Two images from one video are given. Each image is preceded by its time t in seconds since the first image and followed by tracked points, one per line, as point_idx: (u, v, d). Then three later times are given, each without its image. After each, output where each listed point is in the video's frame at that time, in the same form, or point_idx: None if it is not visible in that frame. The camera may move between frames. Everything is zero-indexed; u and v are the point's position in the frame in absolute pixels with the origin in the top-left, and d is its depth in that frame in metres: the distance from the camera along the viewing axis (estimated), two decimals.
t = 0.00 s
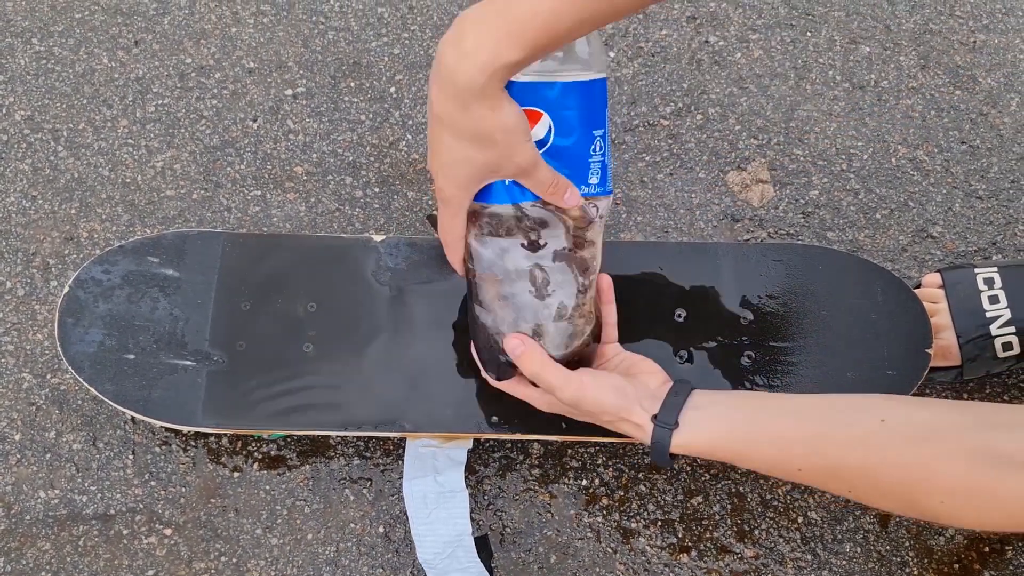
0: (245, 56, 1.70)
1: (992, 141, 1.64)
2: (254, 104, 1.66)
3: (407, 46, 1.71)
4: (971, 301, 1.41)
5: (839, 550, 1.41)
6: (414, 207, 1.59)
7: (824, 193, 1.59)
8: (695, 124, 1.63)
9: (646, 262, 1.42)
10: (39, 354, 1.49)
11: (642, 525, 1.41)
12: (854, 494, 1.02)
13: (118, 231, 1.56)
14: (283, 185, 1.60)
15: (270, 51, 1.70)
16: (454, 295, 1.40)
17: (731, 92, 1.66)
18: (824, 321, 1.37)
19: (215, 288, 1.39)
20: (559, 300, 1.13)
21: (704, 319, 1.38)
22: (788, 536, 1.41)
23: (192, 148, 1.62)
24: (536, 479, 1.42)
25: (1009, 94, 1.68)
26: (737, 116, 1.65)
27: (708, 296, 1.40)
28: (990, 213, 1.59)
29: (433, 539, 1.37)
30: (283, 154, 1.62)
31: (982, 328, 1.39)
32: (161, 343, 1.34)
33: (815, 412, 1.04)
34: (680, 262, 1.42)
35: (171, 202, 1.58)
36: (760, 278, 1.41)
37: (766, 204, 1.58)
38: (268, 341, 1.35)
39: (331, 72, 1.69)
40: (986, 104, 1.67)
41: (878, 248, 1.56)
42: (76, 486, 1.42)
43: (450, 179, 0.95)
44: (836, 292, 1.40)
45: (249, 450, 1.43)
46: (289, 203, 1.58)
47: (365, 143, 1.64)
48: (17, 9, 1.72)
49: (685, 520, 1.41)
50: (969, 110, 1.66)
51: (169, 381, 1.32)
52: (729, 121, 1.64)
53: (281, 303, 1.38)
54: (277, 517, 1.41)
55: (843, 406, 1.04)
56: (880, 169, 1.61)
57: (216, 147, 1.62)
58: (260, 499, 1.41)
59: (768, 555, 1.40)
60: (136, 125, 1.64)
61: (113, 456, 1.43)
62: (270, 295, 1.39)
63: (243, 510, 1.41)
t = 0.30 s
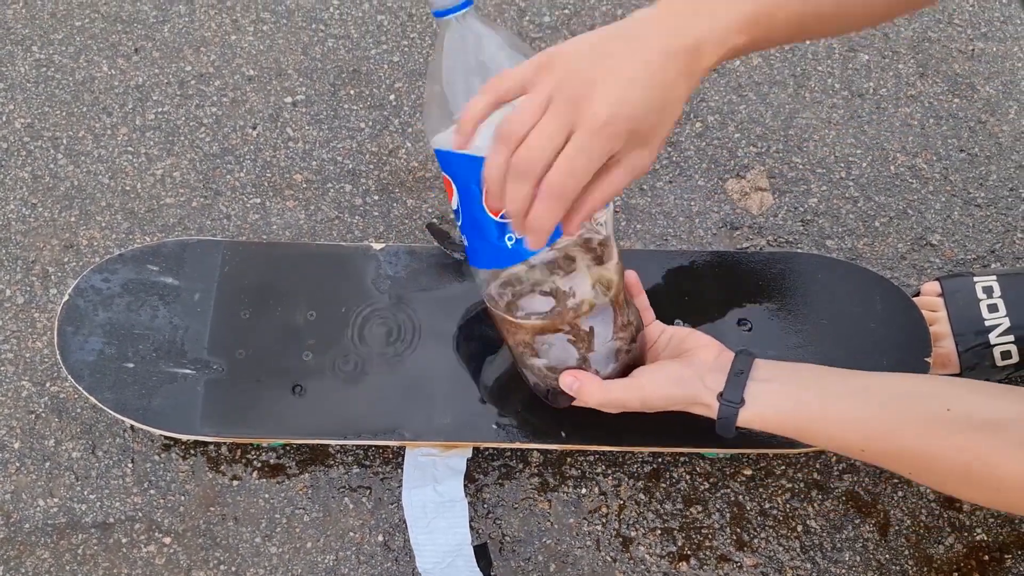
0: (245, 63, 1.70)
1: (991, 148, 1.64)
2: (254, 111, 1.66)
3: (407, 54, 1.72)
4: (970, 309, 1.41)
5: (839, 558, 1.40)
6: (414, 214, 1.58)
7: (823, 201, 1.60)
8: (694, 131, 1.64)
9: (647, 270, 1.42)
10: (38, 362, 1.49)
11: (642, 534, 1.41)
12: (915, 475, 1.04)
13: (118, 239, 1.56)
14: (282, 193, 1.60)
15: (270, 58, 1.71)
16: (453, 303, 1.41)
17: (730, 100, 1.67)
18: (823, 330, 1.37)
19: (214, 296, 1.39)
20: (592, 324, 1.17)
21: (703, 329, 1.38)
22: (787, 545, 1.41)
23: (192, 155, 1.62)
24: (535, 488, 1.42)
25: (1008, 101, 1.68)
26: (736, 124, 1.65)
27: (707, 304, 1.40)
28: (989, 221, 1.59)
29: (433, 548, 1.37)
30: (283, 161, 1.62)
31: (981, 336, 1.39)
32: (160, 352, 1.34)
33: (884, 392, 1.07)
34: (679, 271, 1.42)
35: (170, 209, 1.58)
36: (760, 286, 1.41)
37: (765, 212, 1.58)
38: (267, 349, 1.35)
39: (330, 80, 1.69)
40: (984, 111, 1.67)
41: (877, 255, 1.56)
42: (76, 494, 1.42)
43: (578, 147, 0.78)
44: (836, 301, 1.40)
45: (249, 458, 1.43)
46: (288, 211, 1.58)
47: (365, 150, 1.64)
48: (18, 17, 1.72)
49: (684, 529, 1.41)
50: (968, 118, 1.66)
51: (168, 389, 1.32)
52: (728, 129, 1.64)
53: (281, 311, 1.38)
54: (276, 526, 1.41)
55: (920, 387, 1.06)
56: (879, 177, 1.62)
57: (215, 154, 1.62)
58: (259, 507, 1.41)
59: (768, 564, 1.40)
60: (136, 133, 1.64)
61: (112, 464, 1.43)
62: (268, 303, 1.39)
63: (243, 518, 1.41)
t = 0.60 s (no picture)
0: (246, 72, 1.71)
1: (988, 156, 1.65)
2: (255, 120, 1.67)
3: (407, 63, 1.72)
4: (968, 316, 1.41)
5: (838, 565, 1.41)
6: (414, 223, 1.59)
7: (821, 209, 1.61)
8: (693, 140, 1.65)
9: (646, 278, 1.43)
10: (41, 371, 1.50)
11: (641, 541, 1.41)
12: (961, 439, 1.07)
13: (120, 248, 1.57)
14: (283, 202, 1.61)
15: (271, 67, 1.72)
16: (453, 311, 1.42)
17: (729, 108, 1.68)
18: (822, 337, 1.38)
19: (215, 305, 1.39)
20: (630, 329, 1.14)
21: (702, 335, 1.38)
22: (787, 551, 1.42)
23: (194, 164, 1.63)
24: (536, 495, 1.42)
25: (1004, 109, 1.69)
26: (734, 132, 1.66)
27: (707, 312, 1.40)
28: (986, 229, 1.60)
29: (434, 557, 1.38)
30: (284, 170, 1.63)
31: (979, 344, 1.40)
32: (163, 360, 1.35)
33: (928, 351, 1.07)
34: (679, 278, 1.43)
35: (172, 218, 1.59)
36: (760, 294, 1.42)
37: (763, 219, 1.59)
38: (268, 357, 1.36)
39: (331, 89, 1.70)
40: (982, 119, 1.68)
41: (875, 263, 1.57)
42: (78, 503, 1.42)
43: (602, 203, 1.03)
44: (835, 309, 1.40)
45: (250, 466, 1.44)
46: (289, 220, 1.59)
47: (365, 159, 1.65)
48: (21, 26, 1.73)
49: (684, 536, 1.42)
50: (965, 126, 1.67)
51: (170, 399, 1.33)
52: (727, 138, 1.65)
53: (281, 320, 1.39)
54: (278, 533, 1.41)
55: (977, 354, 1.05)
56: (877, 185, 1.62)
57: (216, 163, 1.63)
58: (261, 515, 1.42)
59: (767, 570, 1.41)
60: (138, 142, 1.65)
61: (115, 472, 1.44)
62: (269, 312, 1.39)
63: (245, 526, 1.42)
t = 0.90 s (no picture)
0: (246, 78, 1.72)
1: (985, 160, 1.66)
2: (255, 126, 1.68)
3: (407, 68, 1.73)
4: (965, 320, 1.42)
5: (836, 566, 1.42)
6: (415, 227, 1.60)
7: (819, 213, 1.62)
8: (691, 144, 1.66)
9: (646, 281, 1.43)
10: (44, 375, 1.50)
11: (641, 543, 1.42)
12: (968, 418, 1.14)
13: (122, 252, 1.58)
14: (284, 206, 1.62)
15: (272, 72, 1.73)
16: (452, 315, 1.42)
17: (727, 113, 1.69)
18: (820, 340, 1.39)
19: (216, 310, 1.40)
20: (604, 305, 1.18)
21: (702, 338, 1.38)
22: (785, 553, 1.43)
23: (195, 169, 1.64)
24: (535, 498, 1.43)
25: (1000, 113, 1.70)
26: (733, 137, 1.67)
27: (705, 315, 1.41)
28: (983, 233, 1.61)
29: (436, 560, 1.39)
30: (284, 175, 1.64)
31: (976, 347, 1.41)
32: (165, 365, 1.36)
33: (965, 354, 1.11)
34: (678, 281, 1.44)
35: (173, 223, 1.60)
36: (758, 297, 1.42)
37: (761, 223, 1.61)
38: (268, 361, 1.37)
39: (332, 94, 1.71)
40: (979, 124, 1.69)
41: (872, 267, 1.58)
42: (81, 506, 1.43)
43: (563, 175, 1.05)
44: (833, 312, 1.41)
45: (252, 469, 1.44)
46: (290, 224, 1.60)
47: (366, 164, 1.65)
48: (22, 32, 1.74)
49: (683, 538, 1.43)
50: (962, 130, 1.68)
51: (172, 403, 1.34)
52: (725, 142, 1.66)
53: (282, 325, 1.39)
54: (280, 536, 1.42)
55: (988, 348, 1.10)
56: (874, 189, 1.63)
57: (217, 168, 1.64)
58: (263, 518, 1.43)
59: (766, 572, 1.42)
60: (139, 147, 1.66)
61: (117, 475, 1.45)
62: (269, 316, 1.40)
63: (246, 529, 1.42)
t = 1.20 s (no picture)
0: (246, 81, 1.72)
1: (981, 162, 1.67)
2: (256, 129, 1.68)
3: (406, 71, 1.74)
4: (963, 321, 1.43)
5: (834, 567, 1.43)
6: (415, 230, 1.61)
7: (817, 214, 1.62)
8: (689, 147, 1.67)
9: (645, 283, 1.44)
10: (45, 377, 1.51)
11: (640, 543, 1.43)
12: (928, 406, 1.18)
13: (122, 255, 1.59)
14: (285, 209, 1.62)
15: (272, 76, 1.73)
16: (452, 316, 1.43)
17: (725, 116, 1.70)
18: (819, 341, 1.39)
19: (217, 312, 1.41)
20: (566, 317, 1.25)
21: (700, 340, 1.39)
22: (784, 553, 1.43)
23: (196, 172, 1.65)
24: (535, 499, 1.44)
25: (997, 115, 1.71)
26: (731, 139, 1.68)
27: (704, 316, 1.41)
28: (980, 234, 1.62)
29: (435, 560, 1.39)
30: (284, 178, 1.65)
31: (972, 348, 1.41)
32: (166, 367, 1.37)
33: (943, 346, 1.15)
34: (676, 283, 1.44)
35: (174, 226, 1.61)
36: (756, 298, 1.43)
37: (760, 225, 1.61)
38: (269, 363, 1.37)
39: (331, 97, 1.72)
40: (975, 126, 1.70)
41: (870, 268, 1.59)
42: (82, 508, 1.44)
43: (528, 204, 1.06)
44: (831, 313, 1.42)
45: (253, 470, 1.45)
46: (290, 227, 1.61)
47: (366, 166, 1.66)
48: (23, 36, 1.75)
49: (682, 539, 1.43)
50: (959, 132, 1.69)
51: (173, 404, 1.34)
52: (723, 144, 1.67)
53: (282, 327, 1.40)
54: (280, 537, 1.43)
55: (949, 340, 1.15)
56: (872, 191, 1.64)
57: (217, 171, 1.65)
58: (263, 519, 1.43)
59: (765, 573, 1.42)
60: (139, 150, 1.66)
61: (118, 477, 1.45)
62: (270, 318, 1.41)
63: (247, 530, 1.43)
